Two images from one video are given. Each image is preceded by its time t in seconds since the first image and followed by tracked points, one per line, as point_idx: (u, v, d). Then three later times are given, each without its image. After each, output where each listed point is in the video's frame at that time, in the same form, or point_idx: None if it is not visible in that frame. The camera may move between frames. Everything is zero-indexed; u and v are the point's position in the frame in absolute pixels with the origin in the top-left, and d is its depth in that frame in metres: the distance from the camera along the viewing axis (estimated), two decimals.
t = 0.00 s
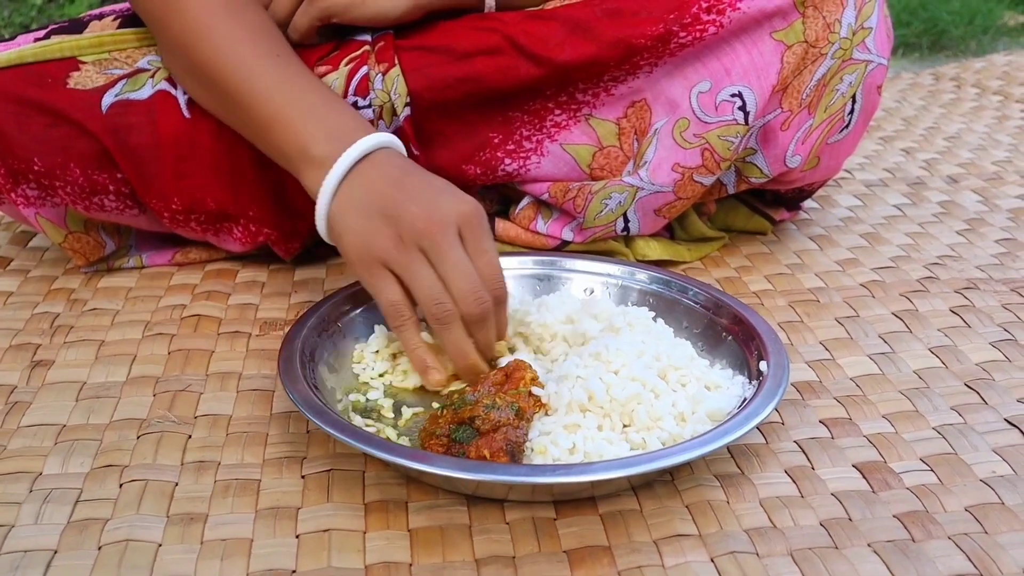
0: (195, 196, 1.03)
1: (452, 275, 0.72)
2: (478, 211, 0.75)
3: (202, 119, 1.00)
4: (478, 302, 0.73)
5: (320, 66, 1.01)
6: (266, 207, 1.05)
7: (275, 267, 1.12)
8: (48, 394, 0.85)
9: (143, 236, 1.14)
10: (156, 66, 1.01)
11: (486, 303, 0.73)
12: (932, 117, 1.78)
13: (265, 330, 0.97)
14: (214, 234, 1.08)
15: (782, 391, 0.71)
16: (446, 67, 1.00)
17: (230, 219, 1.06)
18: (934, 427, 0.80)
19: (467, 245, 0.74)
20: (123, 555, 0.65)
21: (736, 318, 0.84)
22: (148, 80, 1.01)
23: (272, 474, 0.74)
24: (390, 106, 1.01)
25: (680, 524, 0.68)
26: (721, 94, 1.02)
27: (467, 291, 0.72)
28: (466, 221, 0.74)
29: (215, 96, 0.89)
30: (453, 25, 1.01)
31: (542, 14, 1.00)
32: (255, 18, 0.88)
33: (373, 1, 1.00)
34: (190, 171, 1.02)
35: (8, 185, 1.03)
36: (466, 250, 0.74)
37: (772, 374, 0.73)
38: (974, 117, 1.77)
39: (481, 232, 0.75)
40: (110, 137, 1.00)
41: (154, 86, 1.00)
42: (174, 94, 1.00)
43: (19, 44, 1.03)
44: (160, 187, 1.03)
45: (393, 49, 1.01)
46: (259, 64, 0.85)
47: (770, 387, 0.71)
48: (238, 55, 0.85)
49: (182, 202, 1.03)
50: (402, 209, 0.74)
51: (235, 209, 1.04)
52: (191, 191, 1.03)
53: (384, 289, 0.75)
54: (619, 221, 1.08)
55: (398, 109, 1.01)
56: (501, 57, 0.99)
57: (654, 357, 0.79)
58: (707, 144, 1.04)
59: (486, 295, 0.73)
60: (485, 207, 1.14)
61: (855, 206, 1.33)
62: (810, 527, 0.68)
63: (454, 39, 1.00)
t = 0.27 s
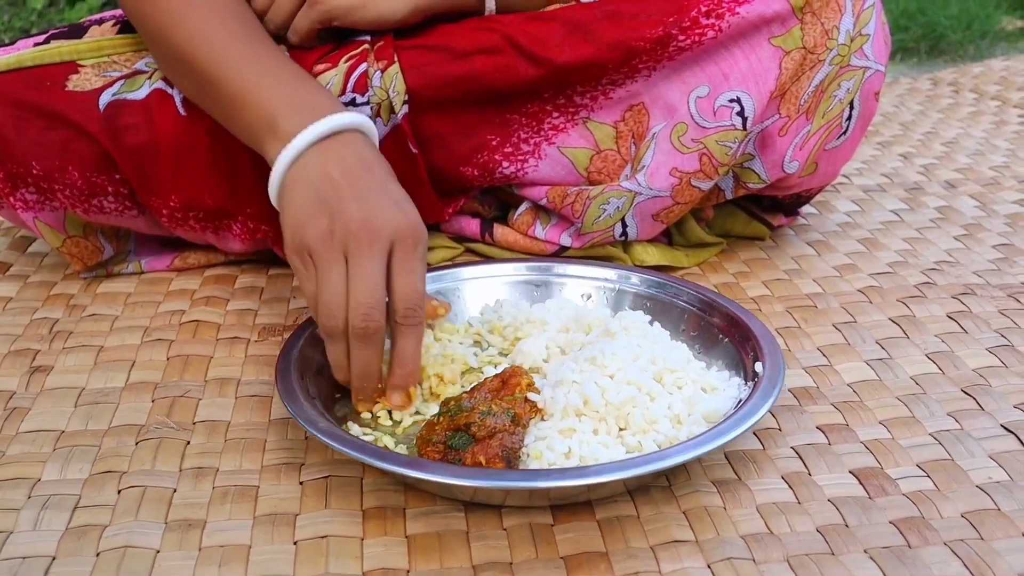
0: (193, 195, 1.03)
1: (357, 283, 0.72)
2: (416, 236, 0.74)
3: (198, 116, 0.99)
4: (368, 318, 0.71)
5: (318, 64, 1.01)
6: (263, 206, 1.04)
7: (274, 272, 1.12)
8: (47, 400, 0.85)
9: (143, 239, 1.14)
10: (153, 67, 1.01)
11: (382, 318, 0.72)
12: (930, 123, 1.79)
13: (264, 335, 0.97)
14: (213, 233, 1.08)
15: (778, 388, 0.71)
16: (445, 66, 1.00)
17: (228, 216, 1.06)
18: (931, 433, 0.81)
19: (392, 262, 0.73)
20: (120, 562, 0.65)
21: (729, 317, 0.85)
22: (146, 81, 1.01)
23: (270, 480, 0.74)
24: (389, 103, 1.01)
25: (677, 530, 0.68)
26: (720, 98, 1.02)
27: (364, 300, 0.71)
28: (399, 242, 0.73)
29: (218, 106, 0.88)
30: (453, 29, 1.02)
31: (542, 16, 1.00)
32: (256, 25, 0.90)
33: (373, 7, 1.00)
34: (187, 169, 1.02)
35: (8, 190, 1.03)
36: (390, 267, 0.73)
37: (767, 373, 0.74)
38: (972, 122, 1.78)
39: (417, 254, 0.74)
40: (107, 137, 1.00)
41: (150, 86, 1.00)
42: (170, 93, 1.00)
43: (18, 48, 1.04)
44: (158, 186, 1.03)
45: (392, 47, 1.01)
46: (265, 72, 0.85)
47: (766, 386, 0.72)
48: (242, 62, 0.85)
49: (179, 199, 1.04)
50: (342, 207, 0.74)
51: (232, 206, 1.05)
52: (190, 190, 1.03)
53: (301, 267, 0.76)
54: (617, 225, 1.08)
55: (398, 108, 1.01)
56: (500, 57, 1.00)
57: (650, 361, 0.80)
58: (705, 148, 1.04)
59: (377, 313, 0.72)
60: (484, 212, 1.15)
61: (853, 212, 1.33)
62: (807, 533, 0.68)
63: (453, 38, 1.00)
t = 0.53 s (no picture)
0: (193, 211, 1.05)
1: (395, 273, 0.71)
2: (434, 210, 0.73)
3: (201, 134, 1.01)
4: (420, 303, 0.71)
5: (318, 83, 1.03)
6: (262, 222, 1.06)
7: (273, 280, 1.14)
8: (48, 405, 0.86)
9: (142, 251, 1.16)
10: (155, 83, 1.03)
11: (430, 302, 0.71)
12: (924, 135, 1.81)
13: (262, 342, 0.98)
14: (211, 246, 1.10)
15: (767, 402, 0.73)
16: (443, 83, 1.02)
17: (228, 231, 1.08)
18: (918, 437, 0.82)
19: (420, 242, 0.72)
20: (119, 561, 0.66)
21: (723, 330, 0.85)
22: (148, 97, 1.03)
23: (268, 482, 0.75)
24: (388, 121, 1.03)
25: (668, 532, 0.69)
26: (712, 111, 1.04)
27: (407, 288, 0.71)
28: (418, 220, 0.72)
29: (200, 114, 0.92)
30: (449, 44, 1.03)
31: (537, 33, 1.02)
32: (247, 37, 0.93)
33: (371, 22, 1.02)
34: (188, 186, 1.04)
35: (10, 201, 1.05)
36: (427, 246, 0.72)
37: (757, 389, 0.74)
38: (964, 134, 1.79)
39: (441, 228, 0.73)
40: (109, 152, 1.01)
41: (153, 103, 1.02)
42: (173, 111, 1.01)
43: (20, 61, 1.05)
44: (159, 203, 1.05)
45: (391, 65, 1.02)
46: (243, 79, 0.88)
47: (755, 400, 0.73)
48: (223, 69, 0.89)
49: (179, 216, 1.06)
50: (357, 209, 0.75)
51: (232, 223, 1.07)
52: (190, 206, 1.05)
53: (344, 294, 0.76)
54: (611, 234, 1.10)
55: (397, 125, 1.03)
56: (496, 75, 1.01)
57: (642, 370, 0.80)
58: (697, 160, 1.06)
59: (427, 295, 0.71)
60: (479, 222, 1.16)
61: (845, 222, 1.35)
62: (794, 533, 0.69)
63: (450, 57, 1.02)
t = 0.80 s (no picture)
0: (193, 220, 1.08)
1: (388, 276, 0.76)
2: (426, 214, 0.77)
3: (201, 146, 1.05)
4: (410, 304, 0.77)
5: (314, 97, 1.07)
6: (260, 232, 1.10)
7: (270, 288, 1.17)
8: (51, 404, 0.89)
9: (143, 259, 1.19)
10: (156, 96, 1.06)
11: (417, 302, 0.77)
12: (910, 151, 1.84)
13: (259, 345, 1.01)
14: (211, 256, 1.13)
15: (744, 394, 0.75)
16: (437, 97, 1.06)
17: (227, 241, 1.11)
18: (894, 433, 0.84)
19: (412, 248, 0.77)
20: (118, 547, 0.68)
21: (702, 326, 0.89)
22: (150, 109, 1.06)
23: (262, 475, 0.78)
24: (382, 133, 1.07)
25: (648, 519, 0.71)
26: (697, 122, 1.07)
27: (397, 291, 0.77)
28: (413, 225, 0.77)
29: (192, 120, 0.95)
30: (443, 59, 1.07)
31: (527, 48, 1.06)
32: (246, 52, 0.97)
33: (367, 37, 1.06)
34: (188, 196, 1.07)
35: (16, 208, 1.09)
36: (416, 252, 0.77)
37: (734, 381, 0.78)
38: (950, 150, 1.83)
39: (430, 232, 0.78)
40: (112, 162, 1.05)
41: (155, 115, 1.06)
42: (173, 123, 1.05)
43: (28, 74, 1.09)
44: (159, 211, 1.08)
45: (385, 79, 1.06)
46: (243, 95, 0.92)
47: (732, 391, 0.76)
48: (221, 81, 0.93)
49: (180, 224, 1.09)
50: (354, 211, 0.78)
51: (231, 232, 1.10)
52: (191, 215, 1.08)
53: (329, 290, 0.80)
54: (600, 243, 1.13)
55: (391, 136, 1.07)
56: (487, 88, 1.05)
57: (624, 366, 0.84)
58: (683, 170, 1.09)
59: (416, 296, 0.77)
60: (472, 232, 1.19)
61: (831, 233, 1.38)
62: (770, 521, 0.72)
63: (443, 72, 1.06)
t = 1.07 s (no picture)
0: (193, 208, 1.11)
1: (334, 270, 0.77)
2: (392, 223, 0.78)
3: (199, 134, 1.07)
4: (343, 306, 0.77)
5: (313, 87, 1.09)
6: (259, 219, 1.12)
7: (269, 279, 1.19)
8: (53, 387, 0.91)
9: (144, 250, 1.21)
10: (156, 88, 1.09)
11: (356, 307, 0.77)
12: (901, 151, 1.87)
13: (257, 333, 1.03)
14: (210, 244, 1.15)
15: (729, 376, 0.77)
16: (433, 89, 1.08)
17: (226, 229, 1.13)
18: (877, 413, 0.86)
19: (368, 251, 0.78)
20: (117, 518, 0.70)
21: (689, 313, 0.91)
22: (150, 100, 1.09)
23: (259, 452, 0.80)
24: (378, 122, 1.09)
25: (635, 493, 0.73)
26: (687, 115, 1.10)
27: (339, 288, 0.77)
28: (376, 228, 0.78)
29: (197, 102, 0.98)
30: (438, 54, 1.09)
31: (522, 41, 1.08)
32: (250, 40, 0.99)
33: (364, 33, 1.09)
34: (187, 185, 1.09)
35: (19, 199, 1.11)
36: (362, 257, 0.77)
37: (721, 364, 0.79)
38: (940, 150, 1.86)
39: (392, 241, 0.79)
40: (113, 152, 1.07)
41: (154, 106, 1.08)
42: (172, 113, 1.07)
43: (31, 70, 1.11)
44: (159, 200, 1.10)
45: (383, 71, 1.09)
46: (242, 72, 0.95)
47: (719, 373, 0.78)
48: (224, 66, 0.95)
49: (180, 212, 1.11)
50: (322, 199, 0.80)
51: (230, 220, 1.12)
52: (190, 204, 1.10)
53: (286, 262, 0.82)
54: (592, 233, 1.16)
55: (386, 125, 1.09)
56: (481, 80, 1.08)
57: (614, 349, 0.86)
58: (673, 161, 1.12)
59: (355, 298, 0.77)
60: (467, 224, 1.22)
61: (820, 228, 1.40)
62: (753, 495, 0.74)
63: (439, 64, 1.08)
